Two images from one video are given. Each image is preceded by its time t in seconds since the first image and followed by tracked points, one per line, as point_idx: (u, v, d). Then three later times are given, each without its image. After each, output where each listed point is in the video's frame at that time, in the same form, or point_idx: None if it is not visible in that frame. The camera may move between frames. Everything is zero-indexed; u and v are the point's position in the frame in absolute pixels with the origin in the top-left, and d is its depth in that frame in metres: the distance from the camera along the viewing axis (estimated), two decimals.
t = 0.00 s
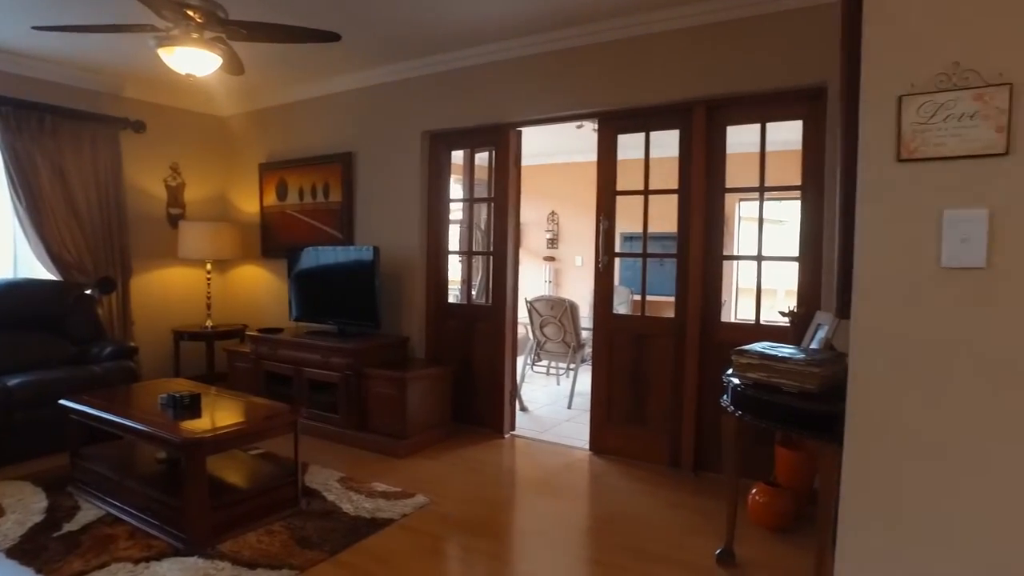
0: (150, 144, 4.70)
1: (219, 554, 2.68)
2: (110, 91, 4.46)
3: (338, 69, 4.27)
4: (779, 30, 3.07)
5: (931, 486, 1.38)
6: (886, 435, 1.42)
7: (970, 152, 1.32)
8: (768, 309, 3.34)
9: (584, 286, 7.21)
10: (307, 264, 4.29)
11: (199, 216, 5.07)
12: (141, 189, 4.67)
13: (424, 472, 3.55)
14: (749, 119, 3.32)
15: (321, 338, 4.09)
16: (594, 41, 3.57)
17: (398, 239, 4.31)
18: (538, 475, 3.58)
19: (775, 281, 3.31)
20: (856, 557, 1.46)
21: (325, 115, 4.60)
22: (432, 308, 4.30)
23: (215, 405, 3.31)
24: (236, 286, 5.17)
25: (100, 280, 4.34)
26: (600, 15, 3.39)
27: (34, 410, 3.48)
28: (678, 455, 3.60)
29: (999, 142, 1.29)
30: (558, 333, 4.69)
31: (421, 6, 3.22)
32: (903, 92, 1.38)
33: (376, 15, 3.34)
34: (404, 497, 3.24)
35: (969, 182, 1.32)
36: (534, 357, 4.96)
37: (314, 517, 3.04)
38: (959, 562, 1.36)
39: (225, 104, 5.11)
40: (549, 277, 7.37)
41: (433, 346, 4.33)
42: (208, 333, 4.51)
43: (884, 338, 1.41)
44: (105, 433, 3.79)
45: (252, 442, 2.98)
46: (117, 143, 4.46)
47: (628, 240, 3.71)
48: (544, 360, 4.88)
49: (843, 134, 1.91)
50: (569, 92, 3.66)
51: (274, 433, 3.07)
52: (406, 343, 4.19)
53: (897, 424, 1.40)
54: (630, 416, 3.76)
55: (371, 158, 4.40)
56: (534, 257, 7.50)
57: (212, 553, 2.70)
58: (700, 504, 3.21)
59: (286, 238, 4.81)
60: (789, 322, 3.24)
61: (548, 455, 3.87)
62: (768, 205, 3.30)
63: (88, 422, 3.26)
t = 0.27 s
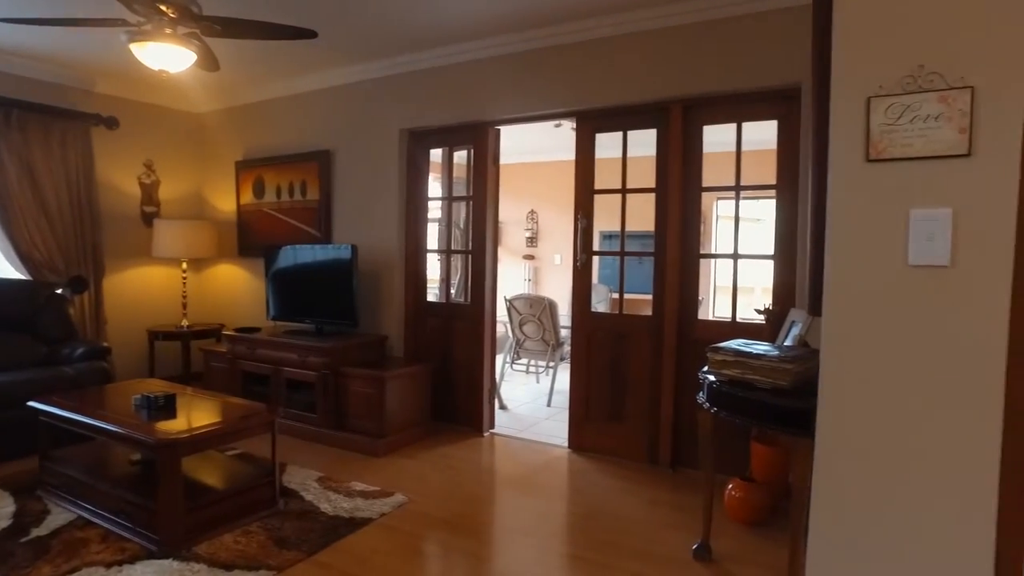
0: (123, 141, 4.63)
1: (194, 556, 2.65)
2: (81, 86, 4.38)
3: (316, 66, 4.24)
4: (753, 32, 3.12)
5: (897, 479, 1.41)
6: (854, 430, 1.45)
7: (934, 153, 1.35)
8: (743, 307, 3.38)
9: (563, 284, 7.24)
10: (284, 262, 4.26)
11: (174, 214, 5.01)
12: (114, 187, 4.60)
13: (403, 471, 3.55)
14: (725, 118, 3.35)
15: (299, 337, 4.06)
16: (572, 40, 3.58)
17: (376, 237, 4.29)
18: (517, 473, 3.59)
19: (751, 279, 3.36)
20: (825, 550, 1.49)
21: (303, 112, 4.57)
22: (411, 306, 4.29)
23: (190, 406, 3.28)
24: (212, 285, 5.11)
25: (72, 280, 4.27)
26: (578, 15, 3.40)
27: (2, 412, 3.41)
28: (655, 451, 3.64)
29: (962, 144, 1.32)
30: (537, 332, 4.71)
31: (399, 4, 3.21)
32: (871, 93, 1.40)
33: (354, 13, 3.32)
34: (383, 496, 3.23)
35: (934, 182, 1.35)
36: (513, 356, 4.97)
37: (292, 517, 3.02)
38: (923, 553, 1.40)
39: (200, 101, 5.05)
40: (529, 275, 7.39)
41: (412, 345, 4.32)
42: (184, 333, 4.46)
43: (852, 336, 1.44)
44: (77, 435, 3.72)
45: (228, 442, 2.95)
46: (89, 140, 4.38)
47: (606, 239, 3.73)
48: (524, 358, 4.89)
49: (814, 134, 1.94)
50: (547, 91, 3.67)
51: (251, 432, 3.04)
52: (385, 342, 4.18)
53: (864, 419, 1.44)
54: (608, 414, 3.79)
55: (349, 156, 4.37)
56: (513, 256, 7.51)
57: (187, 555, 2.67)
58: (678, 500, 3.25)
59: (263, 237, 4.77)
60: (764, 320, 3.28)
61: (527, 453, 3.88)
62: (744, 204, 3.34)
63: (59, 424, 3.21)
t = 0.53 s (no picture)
0: (93, 137, 4.56)
1: (168, 559, 2.62)
2: (50, 81, 4.29)
3: (292, 63, 4.20)
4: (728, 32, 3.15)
5: (865, 473, 1.44)
6: (823, 426, 1.48)
7: (900, 153, 1.37)
8: (719, 305, 3.43)
9: (541, 283, 7.27)
10: (260, 261, 4.22)
11: (147, 212, 4.94)
12: (85, 185, 4.52)
13: (381, 470, 3.54)
14: (700, 118, 3.38)
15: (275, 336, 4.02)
16: (549, 39, 3.59)
17: (354, 236, 4.27)
18: (495, 471, 3.60)
19: (726, 277, 3.40)
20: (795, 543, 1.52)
21: (279, 110, 4.53)
22: (389, 305, 4.28)
23: (164, 406, 3.23)
24: (187, 284, 5.06)
25: (41, 279, 4.19)
26: (555, 14, 3.41)
27: None
28: (632, 448, 3.67)
29: (927, 144, 1.35)
30: (516, 330, 4.72)
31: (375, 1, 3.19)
32: (840, 94, 1.43)
33: (330, 10, 3.29)
34: (361, 496, 3.22)
35: (900, 182, 1.38)
36: (492, 354, 4.98)
37: (269, 518, 3.00)
38: (890, 544, 1.43)
39: (174, 98, 4.99)
40: (508, 274, 7.40)
41: (391, 344, 4.31)
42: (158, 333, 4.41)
43: (821, 333, 1.47)
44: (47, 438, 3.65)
45: (203, 443, 2.92)
46: (58, 137, 4.29)
47: (584, 237, 3.76)
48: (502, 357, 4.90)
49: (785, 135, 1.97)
50: (525, 90, 3.68)
51: (227, 433, 3.01)
52: (363, 340, 4.17)
53: (833, 415, 1.46)
54: (586, 411, 3.81)
55: (325, 154, 4.34)
56: (492, 254, 7.51)
57: (161, 558, 2.64)
58: (655, 496, 3.28)
59: (238, 235, 4.72)
60: (740, 318, 3.32)
61: (506, 451, 3.89)
62: (720, 203, 3.38)
63: (27, 427, 3.15)
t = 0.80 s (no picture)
0: (63, 134, 4.47)
1: (141, 562, 2.58)
2: (18, 76, 4.19)
3: (268, 60, 4.16)
4: (703, 33, 3.18)
5: (834, 467, 1.47)
6: (794, 421, 1.50)
7: (869, 153, 1.40)
8: (695, 303, 3.46)
9: (520, 281, 7.28)
10: (237, 260, 4.17)
11: (120, 210, 4.87)
12: (55, 182, 4.43)
13: (359, 470, 3.52)
14: (677, 118, 3.41)
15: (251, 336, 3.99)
16: (527, 37, 3.60)
17: (331, 234, 4.24)
18: (474, 469, 3.60)
19: (703, 276, 3.43)
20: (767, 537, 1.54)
21: (255, 107, 4.48)
22: (367, 304, 4.26)
23: (137, 408, 3.18)
24: (161, 283, 4.99)
25: (9, 279, 4.01)
26: (533, 13, 3.42)
27: None
28: (610, 445, 3.69)
29: (895, 145, 1.38)
30: (495, 328, 4.73)
31: None
32: (811, 95, 1.45)
33: (306, 6, 3.26)
34: (339, 496, 3.21)
35: (868, 182, 1.41)
36: (471, 353, 4.98)
37: (245, 519, 2.97)
38: (859, 537, 1.46)
39: (147, 94, 4.92)
40: (487, 272, 7.40)
41: (369, 343, 4.29)
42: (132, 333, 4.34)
43: (792, 330, 1.49)
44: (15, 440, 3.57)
45: (177, 444, 2.88)
46: (26, 133, 4.19)
47: (563, 235, 3.77)
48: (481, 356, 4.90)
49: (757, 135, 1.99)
50: (503, 88, 3.68)
51: (202, 433, 2.97)
52: (341, 340, 4.14)
53: (804, 410, 1.49)
54: (564, 409, 3.83)
55: (302, 152, 4.31)
56: (471, 253, 7.51)
57: (133, 561, 2.60)
58: (632, 493, 3.30)
59: (214, 233, 4.66)
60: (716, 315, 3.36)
61: (485, 449, 3.89)
62: (697, 201, 3.41)
63: None
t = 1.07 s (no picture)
0: (32, 130, 4.38)
1: (113, 566, 2.54)
2: None
3: (243, 56, 4.11)
4: (680, 33, 3.21)
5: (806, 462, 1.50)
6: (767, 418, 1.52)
7: (839, 153, 1.42)
8: (673, 301, 3.49)
9: (500, 279, 7.28)
10: (213, 258, 4.13)
11: (92, 208, 4.78)
12: (23, 179, 4.34)
13: (338, 469, 3.50)
14: (654, 117, 3.44)
15: (227, 335, 3.94)
16: (505, 35, 3.59)
17: (309, 233, 4.21)
18: (454, 468, 3.60)
19: (681, 274, 3.46)
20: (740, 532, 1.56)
21: (230, 103, 4.42)
22: (345, 303, 4.23)
23: (110, 409, 3.13)
24: (134, 282, 4.92)
25: None
26: (511, 11, 3.42)
27: None
28: (589, 442, 3.71)
29: (865, 144, 1.40)
30: (474, 327, 4.72)
31: None
32: (784, 96, 1.47)
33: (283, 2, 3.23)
34: (317, 496, 3.19)
35: (838, 181, 1.43)
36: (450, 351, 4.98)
37: (222, 520, 2.94)
38: (829, 530, 1.48)
39: (119, 90, 4.84)
40: (467, 271, 7.39)
41: (348, 342, 4.26)
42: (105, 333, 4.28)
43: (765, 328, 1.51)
44: None
45: (151, 446, 2.84)
46: None
47: (542, 234, 3.77)
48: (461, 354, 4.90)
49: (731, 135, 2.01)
50: (481, 87, 3.68)
51: (176, 434, 2.94)
52: (319, 338, 4.11)
53: (776, 407, 1.51)
54: (543, 407, 3.84)
55: (279, 149, 4.26)
56: (451, 251, 7.49)
57: (106, 565, 2.55)
58: (611, 490, 3.33)
59: (189, 232, 4.60)
60: (693, 313, 3.39)
61: (464, 447, 3.89)
62: (674, 200, 3.43)
63: None
